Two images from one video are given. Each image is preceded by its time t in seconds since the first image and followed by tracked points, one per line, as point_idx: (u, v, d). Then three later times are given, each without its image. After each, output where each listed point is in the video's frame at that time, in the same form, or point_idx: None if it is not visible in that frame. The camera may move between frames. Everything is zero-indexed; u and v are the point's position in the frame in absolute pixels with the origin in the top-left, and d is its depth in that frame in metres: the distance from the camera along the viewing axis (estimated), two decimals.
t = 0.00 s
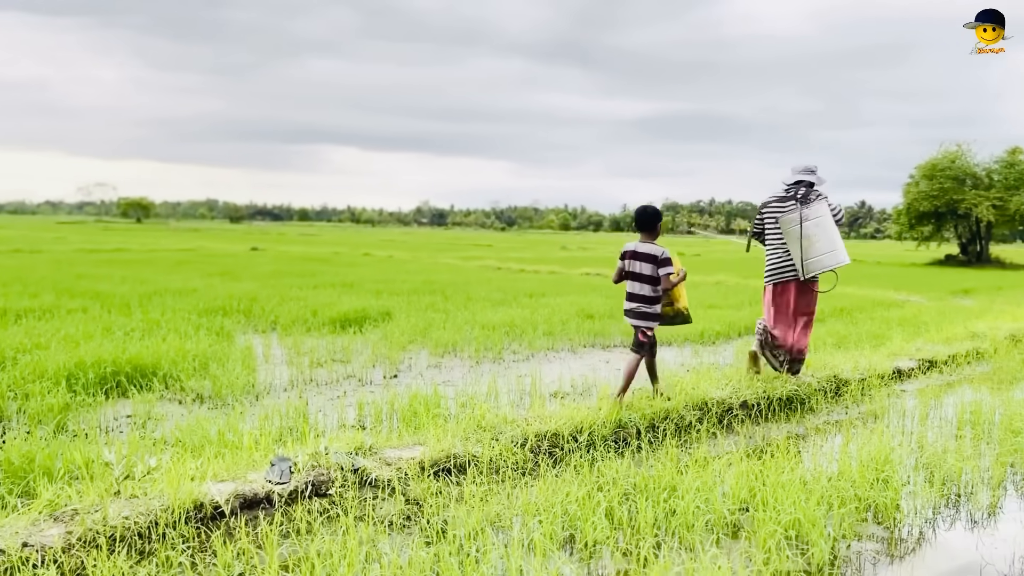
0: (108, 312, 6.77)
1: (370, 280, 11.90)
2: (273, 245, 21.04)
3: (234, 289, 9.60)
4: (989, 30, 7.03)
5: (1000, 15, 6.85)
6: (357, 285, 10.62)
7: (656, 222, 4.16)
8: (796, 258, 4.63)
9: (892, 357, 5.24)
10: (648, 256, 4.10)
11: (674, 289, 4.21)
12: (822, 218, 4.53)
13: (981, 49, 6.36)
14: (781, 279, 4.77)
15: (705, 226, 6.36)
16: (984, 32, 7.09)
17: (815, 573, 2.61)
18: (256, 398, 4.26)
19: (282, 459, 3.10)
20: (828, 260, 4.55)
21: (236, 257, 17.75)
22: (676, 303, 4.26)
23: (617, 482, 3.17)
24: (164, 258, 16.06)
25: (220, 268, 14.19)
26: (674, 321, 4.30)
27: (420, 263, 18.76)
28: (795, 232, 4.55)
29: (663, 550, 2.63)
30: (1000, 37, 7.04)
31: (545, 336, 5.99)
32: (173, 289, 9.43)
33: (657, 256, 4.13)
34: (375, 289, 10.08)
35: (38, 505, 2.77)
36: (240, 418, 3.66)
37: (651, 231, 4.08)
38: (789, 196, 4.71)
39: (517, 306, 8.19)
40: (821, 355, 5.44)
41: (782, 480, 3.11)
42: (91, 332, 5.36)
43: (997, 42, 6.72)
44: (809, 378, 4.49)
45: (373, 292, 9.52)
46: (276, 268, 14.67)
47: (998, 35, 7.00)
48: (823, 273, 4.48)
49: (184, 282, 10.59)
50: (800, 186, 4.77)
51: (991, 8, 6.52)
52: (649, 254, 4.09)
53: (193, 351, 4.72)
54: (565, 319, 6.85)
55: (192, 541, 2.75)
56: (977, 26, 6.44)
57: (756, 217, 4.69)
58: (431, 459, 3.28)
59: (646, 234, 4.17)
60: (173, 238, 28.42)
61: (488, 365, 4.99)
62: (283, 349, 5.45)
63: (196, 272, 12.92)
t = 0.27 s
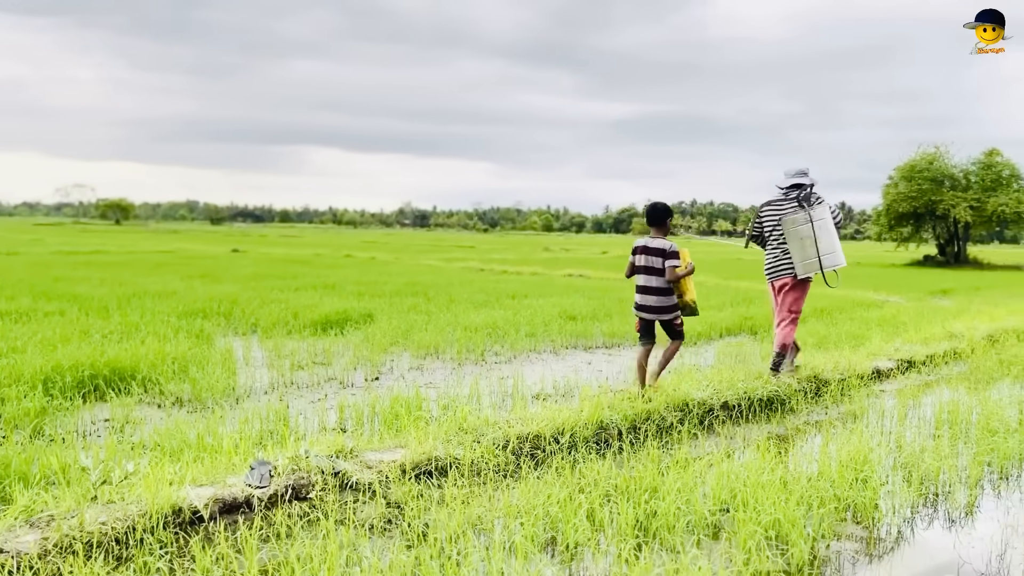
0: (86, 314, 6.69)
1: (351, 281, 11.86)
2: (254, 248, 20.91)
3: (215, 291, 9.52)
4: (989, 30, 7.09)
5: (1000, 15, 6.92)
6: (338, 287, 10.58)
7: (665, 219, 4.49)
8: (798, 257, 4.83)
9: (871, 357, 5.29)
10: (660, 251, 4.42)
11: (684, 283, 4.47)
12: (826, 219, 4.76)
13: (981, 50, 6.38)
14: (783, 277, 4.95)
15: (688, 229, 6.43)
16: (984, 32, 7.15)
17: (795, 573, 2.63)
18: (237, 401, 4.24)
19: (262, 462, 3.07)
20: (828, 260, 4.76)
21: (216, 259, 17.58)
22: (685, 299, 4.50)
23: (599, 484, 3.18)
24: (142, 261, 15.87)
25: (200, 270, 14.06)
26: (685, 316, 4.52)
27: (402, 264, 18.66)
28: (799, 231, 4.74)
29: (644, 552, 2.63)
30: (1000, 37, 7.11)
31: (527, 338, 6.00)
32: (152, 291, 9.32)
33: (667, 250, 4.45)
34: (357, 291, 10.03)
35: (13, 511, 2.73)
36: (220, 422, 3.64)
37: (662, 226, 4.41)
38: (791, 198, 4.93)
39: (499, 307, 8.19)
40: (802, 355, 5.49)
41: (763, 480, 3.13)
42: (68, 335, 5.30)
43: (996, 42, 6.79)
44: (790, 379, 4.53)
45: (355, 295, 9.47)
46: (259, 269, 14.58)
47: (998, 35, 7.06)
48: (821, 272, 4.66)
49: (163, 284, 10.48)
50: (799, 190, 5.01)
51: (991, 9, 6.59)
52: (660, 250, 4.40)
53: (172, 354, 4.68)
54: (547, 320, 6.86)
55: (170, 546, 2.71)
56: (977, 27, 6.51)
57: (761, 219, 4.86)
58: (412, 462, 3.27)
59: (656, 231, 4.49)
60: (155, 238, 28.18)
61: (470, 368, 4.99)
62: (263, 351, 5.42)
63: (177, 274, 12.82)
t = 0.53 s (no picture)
0: (66, 317, 6.62)
1: (335, 282, 11.83)
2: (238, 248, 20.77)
3: (198, 293, 9.45)
4: (989, 30, 7.16)
5: (999, 16, 6.99)
6: (323, 288, 10.54)
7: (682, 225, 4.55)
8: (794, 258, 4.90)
9: (854, 357, 5.33)
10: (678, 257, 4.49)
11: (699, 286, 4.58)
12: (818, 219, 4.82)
13: (981, 50, 6.46)
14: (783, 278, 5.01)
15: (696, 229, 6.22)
16: (984, 32, 7.23)
17: (779, 572, 2.64)
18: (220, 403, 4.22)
19: (245, 465, 3.06)
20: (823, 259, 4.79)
21: (199, 260, 17.44)
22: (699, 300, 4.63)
23: (583, 485, 3.18)
24: (123, 263, 15.69)
25: (184, 271, 13.95)
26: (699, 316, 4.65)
27: (387, 265, 18.57)
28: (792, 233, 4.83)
29: (628, 552, 2.63)
30: (1000, 37, 7.17)
31: (512, 338, 6.01)
32: (134, 293, 9.23)
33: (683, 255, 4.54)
34: (341, 292, 9.98)
35: None
36: (203, 424, 3.62)
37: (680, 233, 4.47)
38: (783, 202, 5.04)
39: (484, 308, 8.19)
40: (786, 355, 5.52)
41: (748, 481, 3.14)
42: (49, 338, 5.24)
43: (995, 42, 6.86)
44: (774, 379, 4.55)
45: (339, 296, 9.44)
46: (244, 270, 14.47)
47: (998, 35, 7.14)
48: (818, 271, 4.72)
49: (146, 286, 10.39)
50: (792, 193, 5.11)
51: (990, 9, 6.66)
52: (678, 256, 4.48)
53: (155, 356, 4.65)
54: (532, 321, 6.87)
55: (153, 550, 2.69)
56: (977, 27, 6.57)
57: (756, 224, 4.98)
58: (397, 464, 3.26)
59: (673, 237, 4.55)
60: (140, 239, 27.97)
61: (455, 369, 4.99)
62: (247, 353, 5.39)
63: (160, 275, 12.73)
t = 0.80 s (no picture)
0: (49, 318, 6.55)
1: (322, 283, 11.81)
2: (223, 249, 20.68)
3: (182, 294, 9.39)
4: (989, 30, 7.24)
5: (1001, 15, 7.07)
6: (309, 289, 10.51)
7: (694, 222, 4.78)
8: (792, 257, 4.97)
9: (840, 357, 5.35)
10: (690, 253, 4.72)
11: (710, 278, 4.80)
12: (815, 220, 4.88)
13: (980, 50, 6.47)
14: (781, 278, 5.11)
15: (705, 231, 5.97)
16: (985, 32, 7.30)
17: (765, 570, 2.65)
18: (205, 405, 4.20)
19: (230, 467, 3.05)
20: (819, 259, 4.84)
21: (185, 261, 17.34)
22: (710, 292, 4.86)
23: (570, 485, 3.18)
24: (109, 264, 15.56)
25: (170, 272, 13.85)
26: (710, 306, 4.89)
27: (375, 266, 18.56)
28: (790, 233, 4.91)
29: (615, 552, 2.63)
30: (1000, 37, 7.24)
31: (499, 339, 6.01)
32: (119, 294, 9.15)
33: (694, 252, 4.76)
34: (328, 293, 9.94)
35: None
36: (188, 426, 3.60)
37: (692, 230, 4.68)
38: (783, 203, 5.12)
39: (471, 308, 8.19)
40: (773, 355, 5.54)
41: (735, 480, 3.15)
42: (32, 340, 5.19)
43: (995, 42, 6.94)
44: (760, 379, 4.57)
45: (326, 297, 9.41)
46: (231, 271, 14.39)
47: (998, 35, 7.21)
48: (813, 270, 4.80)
49: (131, 287, 10.45)
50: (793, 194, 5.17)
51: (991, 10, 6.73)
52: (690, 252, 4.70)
53: (140, 358, 4.62)
54: (519, 322, 6.87)
55: (137, 553, 2.66)
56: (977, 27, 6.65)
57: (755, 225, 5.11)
58: (384, 465, 3.26)
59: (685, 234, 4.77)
60: (127, 240, 27.80)
61: (442, 369, 4.98)
62: (233, 354, 5.37)
63: (146, 277, 12.64)
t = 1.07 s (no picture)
0: (35, 319, 6.50)
1: (311, 284, 11.77)
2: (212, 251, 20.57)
3: (170, 294, 9.34)
4: (990, 30, 7.32)
5: (1001, 15, 7.15)
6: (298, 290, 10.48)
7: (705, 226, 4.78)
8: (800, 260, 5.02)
9: (829, 356, 5.38)
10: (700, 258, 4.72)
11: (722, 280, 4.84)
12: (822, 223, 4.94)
13: (980, 50, 6.51)
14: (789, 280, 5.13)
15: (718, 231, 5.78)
16: (985, 32, 7.38)
17: (755, 568, 2.66)
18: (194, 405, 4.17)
19: (220, 467, 3.03)
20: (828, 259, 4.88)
21: (173, 262, 17.24)
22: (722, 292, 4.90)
23: (560, 484, 3.18)
24: (96, 265, 15.46)
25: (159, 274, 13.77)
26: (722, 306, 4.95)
27: (365, 267, 18.51)
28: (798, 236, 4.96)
29: (605, 550, 2.63)
30: (1000, 37, 7.30)
31: (489, 339, 6.01)
32: (106, 295, 9.09)
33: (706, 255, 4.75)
34: (317, 293, 9.91)
35: None
36: (176, 426, 3.59)
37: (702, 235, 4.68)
38: (791, 205, 5.16)
39: (461, 308, 8.18)
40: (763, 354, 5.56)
41: (725, 479, 3.16)
42: (18, 341, 5.15)
43: (995, 43, 7.01)
44: (750, 377, 4.58)
45: (314, 297, 9.37)
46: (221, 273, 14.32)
47: (998, 35, 7.28)
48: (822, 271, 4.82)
49: (118, 287, 10.45)
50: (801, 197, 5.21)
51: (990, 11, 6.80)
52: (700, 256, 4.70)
53: (129, 358, 4.60)
54: (509, 321, 6.87)
55: (126, 554, 2.64)
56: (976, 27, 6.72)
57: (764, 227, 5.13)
58: (374, 464, 3.25)
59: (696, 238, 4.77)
60: (116, 242, 27.65)
61: (432, 369, 4.98)
62: (222, 355, 5.34)
63: (133, 278, 12.56)
